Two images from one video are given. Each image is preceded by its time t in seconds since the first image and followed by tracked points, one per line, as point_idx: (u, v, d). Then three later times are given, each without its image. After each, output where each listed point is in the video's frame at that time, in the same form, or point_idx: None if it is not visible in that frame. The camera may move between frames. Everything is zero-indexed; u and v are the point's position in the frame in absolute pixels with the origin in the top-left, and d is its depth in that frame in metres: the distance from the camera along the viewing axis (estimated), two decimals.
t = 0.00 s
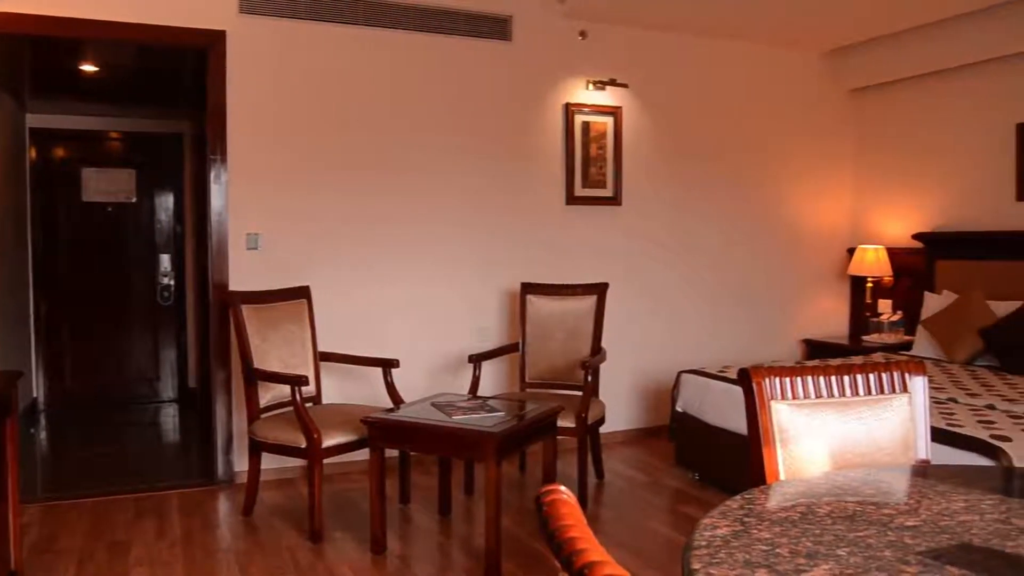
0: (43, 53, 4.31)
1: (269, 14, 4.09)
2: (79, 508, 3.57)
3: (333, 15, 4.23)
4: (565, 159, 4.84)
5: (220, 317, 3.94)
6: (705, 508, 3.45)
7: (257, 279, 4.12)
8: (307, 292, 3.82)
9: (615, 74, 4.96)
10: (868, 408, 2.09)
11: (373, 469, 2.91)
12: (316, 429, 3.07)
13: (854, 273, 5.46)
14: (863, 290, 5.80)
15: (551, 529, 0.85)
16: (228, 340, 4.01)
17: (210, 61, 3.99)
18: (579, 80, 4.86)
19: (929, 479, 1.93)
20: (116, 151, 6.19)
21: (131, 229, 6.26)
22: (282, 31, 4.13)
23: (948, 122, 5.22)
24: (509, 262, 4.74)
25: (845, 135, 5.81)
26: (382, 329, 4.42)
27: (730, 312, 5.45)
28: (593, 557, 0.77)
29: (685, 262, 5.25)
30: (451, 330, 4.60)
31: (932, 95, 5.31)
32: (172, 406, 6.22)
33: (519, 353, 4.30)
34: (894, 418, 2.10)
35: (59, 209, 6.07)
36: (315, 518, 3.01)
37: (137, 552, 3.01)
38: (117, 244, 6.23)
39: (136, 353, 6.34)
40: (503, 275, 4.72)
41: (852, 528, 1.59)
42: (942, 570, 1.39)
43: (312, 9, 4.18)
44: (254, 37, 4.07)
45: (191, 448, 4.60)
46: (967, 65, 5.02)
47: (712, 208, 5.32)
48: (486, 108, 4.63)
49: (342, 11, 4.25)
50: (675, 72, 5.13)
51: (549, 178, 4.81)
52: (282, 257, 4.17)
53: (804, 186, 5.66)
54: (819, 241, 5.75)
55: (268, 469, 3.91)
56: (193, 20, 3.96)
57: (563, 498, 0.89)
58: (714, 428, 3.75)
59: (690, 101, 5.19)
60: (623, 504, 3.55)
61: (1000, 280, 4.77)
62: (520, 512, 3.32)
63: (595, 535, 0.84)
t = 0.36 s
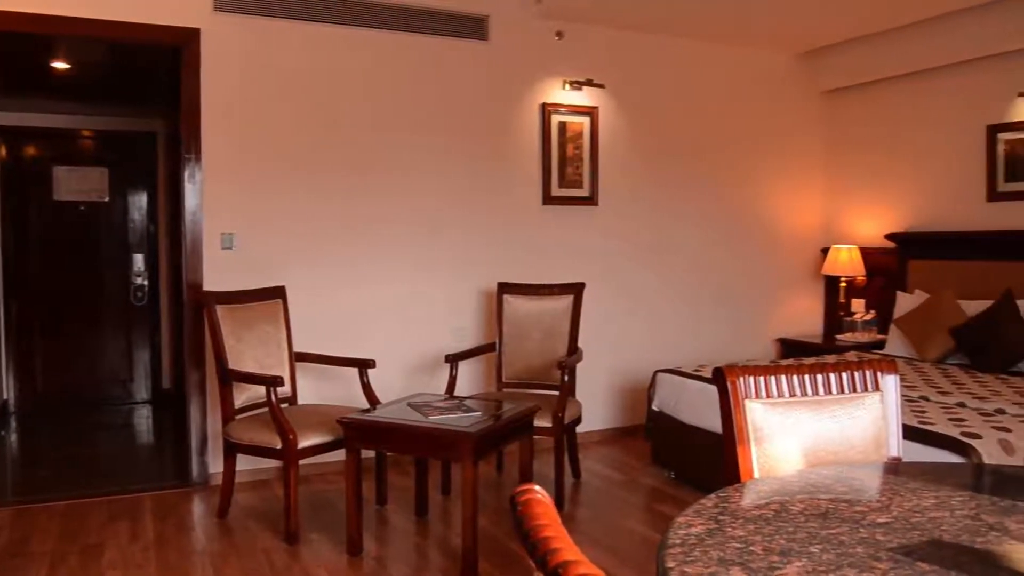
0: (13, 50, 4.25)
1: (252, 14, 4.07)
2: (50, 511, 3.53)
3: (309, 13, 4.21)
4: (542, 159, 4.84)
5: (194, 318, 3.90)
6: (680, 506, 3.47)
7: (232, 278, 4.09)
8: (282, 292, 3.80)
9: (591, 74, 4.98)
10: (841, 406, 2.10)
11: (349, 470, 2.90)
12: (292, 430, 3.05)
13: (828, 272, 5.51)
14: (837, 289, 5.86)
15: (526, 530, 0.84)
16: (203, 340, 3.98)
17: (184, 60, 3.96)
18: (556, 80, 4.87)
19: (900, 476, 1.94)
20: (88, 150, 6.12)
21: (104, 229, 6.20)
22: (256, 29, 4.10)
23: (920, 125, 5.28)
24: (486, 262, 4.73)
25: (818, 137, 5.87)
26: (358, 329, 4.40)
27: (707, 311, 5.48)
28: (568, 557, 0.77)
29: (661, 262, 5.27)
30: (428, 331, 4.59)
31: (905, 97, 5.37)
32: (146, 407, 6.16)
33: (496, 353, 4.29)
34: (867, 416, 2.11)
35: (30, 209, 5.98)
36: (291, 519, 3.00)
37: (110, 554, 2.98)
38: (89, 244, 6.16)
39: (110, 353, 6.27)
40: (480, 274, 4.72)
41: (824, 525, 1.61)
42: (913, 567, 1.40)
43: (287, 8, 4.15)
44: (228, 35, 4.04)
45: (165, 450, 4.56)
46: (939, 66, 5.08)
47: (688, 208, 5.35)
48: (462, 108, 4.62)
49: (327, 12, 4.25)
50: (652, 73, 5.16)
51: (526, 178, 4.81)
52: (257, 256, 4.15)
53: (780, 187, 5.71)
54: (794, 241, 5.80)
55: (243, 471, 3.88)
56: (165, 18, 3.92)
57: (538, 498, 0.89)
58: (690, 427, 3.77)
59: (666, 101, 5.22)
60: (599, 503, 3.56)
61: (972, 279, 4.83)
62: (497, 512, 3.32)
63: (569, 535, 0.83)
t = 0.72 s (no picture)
0: None
1: (235, 14, 4.06)
2: (17, 515, 3.47)
3: (287, 12, 4.19)
4: (515, 159, 4.84)
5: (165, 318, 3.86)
6: (654, 505, 3.49)
7: (204, 278, 4.05)
8: (255, 292, 3.77)
9: (565, 74, 4.99)
10: (812, 404, 2.12)
11: (322, 471, 2.88)
12: (264, 431, 3.02)
13: (799, 272, 5.58)
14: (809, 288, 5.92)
15: (498, 530, 0.83)
16: (174, 341, 3.94)
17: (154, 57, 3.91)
18: (530, 80, 4.87)
19: (869, 474, 1.96)
20: (57, 148, 6.04)
21: (73, 228, 6.11)
22: (226, 27, 4.05)
23: (890, 127, 5.35)
24: (460, 262, 4.73)
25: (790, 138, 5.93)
26: (332, 329, 4.38)
27: (681, 311, 5.52)
28: (541, 557, 0.76)
29: (635, 263, 5.30)
30: (403, 331, 4.58)
31: (876, 99, 5.43)
32: (117, 409, 6.09)
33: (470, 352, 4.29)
34: (837, 414, 2.13)
35: None
36: (263, 520, 2.97)
37: (79, 558, 2.94)
38: (58, 243, 6.07)
39: (79, 354, 6.18)
40: (454, 274, 4.71)
41: (795, 522, 1.62)
42: (882, 563, 1.41)
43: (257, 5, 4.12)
44: (199, 33, 4.00)
45: (136, 452, 4.50)
46: (909, 69, 5.15)
47: (662, 208, 5.38)
48: (436, 108, 4.61)
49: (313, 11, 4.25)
50: (625, 74, 5.18)
51: (499, 179, 4.81)
52: (230, 256, 4.11)
53: (753, 188, 5.76)
54: (767, 241, 5.85)
55: (214, 473, 3.85)
56: (134, 15, 3.87)
57: (510, 497, 0.88)
58: (664, 426, 3.79)
59: (639, 101, 5.25)
60: (574, 502, 3.56)
61: (941, 279, 4.90)
62: (471, 512, 3.32)
63: (542, 534, 0.82)
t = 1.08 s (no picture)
0: None
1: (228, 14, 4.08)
2: None
3: (273, 11, 4.19)
4: (492, 159, 4.84)
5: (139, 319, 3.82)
6: (630, 503, 3.50)
7: (179, 278, 4.02)
8: (230, 292, 3.74)
9: (542, 74, 5.00)
10: (786, 403, 2.13)
11: (298, 472, 2.86)
12: (240, 432, 3.00)
13: (775, 271, 5.63)
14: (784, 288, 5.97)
15: (474, 531, 0.82)
16: (148, 342, 3.91)
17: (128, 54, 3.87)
18: (507, 80, 4.87)
19: (842, 472, 1.98)
20: (29, 146, 5.96)
21: (45, 227, 6.04)
22: (200, 25, 4.02)
23: (865, 128, 5.40)
24: (438, 262, 4.72)
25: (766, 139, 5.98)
26: (308, 329, 4.36)
27: (658, 311, 5.55)
28: (515, 556, 0.76)
29: (613, 262, 5.32)
30: (380, 331, 4.56)
31: (851, 101, 5.48)
32: (90, 410, 6.02)
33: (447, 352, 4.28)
34: (812, 413, 2.14)
35: None
36: (239, 522, 2.95)
37: (50, 561, 2.90)
38: (29, 243, 5.99)
39: (52, 355, 6.10)
40: (431, 274, 4.70)
41: (770, 520, 1.63)
42: (854, 560, 1.43)
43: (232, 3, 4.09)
44: (173, 30, 3.97)
45: (109, 454, 4.46)
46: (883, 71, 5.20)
47: (639, 208, 5.40)
48: (413, 107, 4.60)
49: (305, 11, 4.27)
50: (602, 75, 5.20)
51: (477, 178, 4.81)
52: (206, 256, 4.08)
53: (729, 189, 5.80)
54: (743, 241, 5.90)
55: (189, 474, 3.82)
56: (107, 11, 3.83)
57: (486, 498, 0.87)
58: (640, 425, 3.81)
59: (617, 102, 5.27)
60: (551, 501, 3.57)
61: (914, 279, 4.95)
62: (448, 512, 3.31)
63: (518, 535, 0.81)
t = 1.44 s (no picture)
0: None
1: (217, 14, 4.09)
2: None
3: (262, 11, 4.20)
4: (469, 158, 4.84)
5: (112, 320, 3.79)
6: (607, 502, 3.51)
7: (153, 278, 3.98)
8: (205, 292, 3.70)
9: (519, 74, 5.00)
10: (761, 402, 2.15)
11: (275, 473, 2.84)
12: (215, 434, 2.98)
13: (750, 271, 5.68)
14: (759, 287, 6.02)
15: (448, 530, 0.82)
16: (121, 343, 3.87)
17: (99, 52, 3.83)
18: (483, 80, 4.87)
19: (816, 469, 2.00)
20: None
21: (15, 226, 5.96)
22: (173, 22, 3.98)
23: (839, 129, 5.45)
24: (415, 261, 4.71)
25: (741, 140, 6.03)
26: (285, 329, 4.33)
27: (635, 311, 5.57)
28: (490, 556, 0.76)
29: (590, 262, 5.33)
30: (356, 331, 4.55)
31: (825, 102, 5.53)
32: (62, 412, 5.94)
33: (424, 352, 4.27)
34: (786, 411, 2.16)
35: None
36: (214, 523, 2.93)
37: (21, 565, 2.86)
38: None
39: (23, 356, 6.02)
40: (408, 274, 4.69)
41: (744, 518, 1.64)
42: (827, 556, 1.44)
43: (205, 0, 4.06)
44: (146, 27, 3.92)
45: (81, 456, 4.41)
46: (857, 72, 5.26)
47: (616, 208, 5.42)
48: (389, 106, 4.58)
49: (295, 12, 4.28)
50: (579, 75, 5.21)
51: (453, 178, 4.80)
52: (180, 256, 4.04)
53: (705, 189, 5.84)
54: (718, 240, 5.94)
55: (163, 476, 3.78)
56: (80, 8, 3.78)
57: (461, 497, 0.87)
58: (617, 424, 3.82)
59: (594, 102, 5.29)
60: (528, 501, 3.57)
61: (888, 278, 5.01)
62: (424, 512, 3.30)
63: (492, 533, 0.81)
